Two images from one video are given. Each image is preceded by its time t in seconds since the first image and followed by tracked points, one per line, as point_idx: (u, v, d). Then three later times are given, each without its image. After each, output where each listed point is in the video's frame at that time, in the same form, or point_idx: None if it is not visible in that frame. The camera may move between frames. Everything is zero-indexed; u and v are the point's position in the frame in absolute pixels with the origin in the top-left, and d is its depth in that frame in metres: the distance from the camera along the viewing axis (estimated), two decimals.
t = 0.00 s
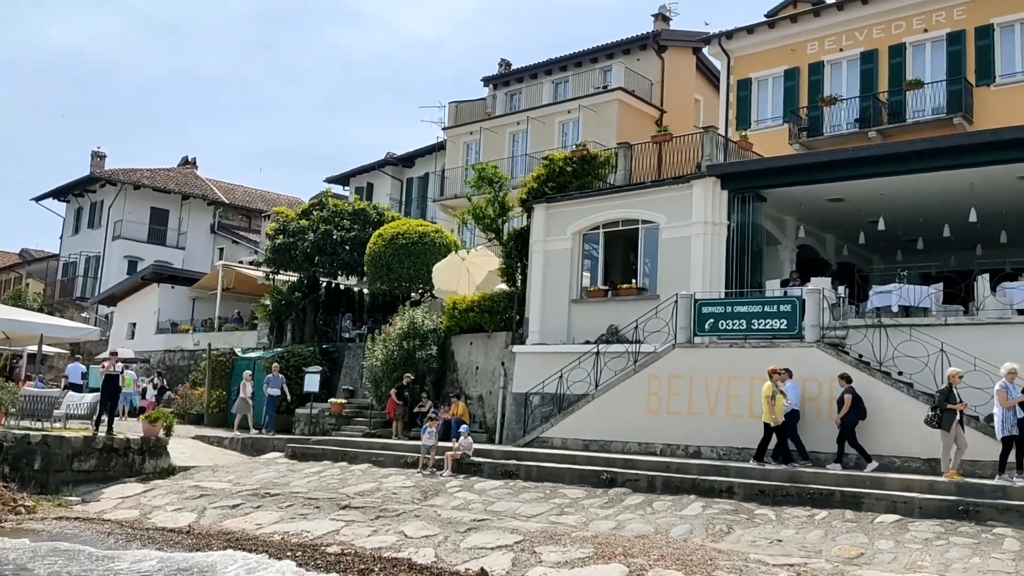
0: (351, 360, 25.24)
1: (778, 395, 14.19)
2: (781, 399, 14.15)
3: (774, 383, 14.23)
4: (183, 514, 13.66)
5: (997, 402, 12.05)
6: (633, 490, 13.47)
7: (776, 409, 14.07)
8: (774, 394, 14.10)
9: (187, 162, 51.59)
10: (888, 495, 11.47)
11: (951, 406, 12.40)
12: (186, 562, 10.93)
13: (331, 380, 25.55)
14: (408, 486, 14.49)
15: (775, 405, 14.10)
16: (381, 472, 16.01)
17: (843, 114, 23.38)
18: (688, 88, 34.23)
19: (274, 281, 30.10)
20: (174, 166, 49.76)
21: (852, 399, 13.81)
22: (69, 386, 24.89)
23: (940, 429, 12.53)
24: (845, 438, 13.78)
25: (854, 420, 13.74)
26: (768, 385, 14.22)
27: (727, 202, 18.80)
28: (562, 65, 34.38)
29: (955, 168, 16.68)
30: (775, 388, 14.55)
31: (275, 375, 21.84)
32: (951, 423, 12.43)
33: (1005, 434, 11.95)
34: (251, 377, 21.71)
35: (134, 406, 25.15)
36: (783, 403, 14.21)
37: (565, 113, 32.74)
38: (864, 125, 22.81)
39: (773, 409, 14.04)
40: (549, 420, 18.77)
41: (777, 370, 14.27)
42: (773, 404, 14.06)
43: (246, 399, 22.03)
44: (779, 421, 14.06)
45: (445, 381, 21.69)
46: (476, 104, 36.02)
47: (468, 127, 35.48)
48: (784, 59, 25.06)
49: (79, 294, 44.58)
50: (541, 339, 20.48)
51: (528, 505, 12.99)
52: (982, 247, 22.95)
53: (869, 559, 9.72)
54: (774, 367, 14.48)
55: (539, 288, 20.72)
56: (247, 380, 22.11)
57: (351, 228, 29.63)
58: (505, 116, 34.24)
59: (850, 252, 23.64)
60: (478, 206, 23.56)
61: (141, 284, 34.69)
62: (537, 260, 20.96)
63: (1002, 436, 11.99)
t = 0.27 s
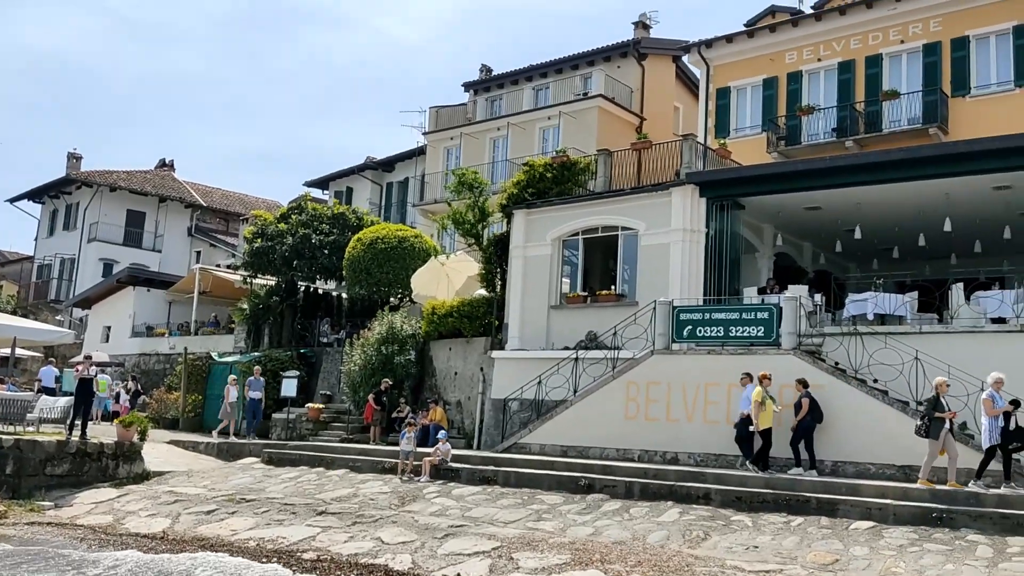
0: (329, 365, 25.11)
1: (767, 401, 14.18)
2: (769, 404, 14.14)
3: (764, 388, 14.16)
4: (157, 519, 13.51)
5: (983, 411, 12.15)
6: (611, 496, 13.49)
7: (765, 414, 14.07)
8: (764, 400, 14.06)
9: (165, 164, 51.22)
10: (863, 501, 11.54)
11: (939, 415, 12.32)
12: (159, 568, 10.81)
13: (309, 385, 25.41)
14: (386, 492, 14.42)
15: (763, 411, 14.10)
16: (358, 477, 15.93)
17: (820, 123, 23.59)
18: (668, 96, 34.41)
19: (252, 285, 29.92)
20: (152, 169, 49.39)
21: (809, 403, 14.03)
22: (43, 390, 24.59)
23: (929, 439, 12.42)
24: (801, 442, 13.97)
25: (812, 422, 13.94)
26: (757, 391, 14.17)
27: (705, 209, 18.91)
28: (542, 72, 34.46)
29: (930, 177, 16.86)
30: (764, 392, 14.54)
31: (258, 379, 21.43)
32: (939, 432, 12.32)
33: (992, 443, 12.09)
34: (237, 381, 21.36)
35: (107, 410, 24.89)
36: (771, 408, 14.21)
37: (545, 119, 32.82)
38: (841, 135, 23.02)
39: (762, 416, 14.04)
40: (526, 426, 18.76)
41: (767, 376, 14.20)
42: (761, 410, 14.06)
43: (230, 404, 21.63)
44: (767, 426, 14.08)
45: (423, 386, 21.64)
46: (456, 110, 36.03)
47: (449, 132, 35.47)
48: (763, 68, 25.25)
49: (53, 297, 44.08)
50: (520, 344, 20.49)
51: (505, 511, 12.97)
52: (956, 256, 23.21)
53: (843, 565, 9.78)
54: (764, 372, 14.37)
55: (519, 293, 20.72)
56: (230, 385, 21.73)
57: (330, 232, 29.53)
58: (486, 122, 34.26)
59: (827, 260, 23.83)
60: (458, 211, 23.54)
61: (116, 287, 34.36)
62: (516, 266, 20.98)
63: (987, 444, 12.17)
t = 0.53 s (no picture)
0: (311, 370, 24.99)
1: (758, 410, 14.15)
2: (760, 413, 14.11)
3: (755, 397, 14.19)
4: (135, 525, 13.38)
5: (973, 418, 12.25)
6: (592, 503, 13.49)
7: (756, 423, 14.04)
8: (754, 408, 14.06)
9: (146, 167, 50.90)
10: (843, 508, 11.60)
11: (931, 420, 12.47)
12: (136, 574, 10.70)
13: (290, 390, 25.28)
14: (367, 498, 14.35)
15: (754, 419, 14.06)
16: (339, 483, 15.85)
17: (802, 132, 23.76)
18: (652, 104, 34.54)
19: (233, 289, 29.75)
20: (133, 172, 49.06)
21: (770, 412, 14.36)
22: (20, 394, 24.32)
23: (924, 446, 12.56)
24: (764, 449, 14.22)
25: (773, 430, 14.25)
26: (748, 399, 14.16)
27: (688, 217, 18.97)
28: (526, 78, 34.52)
29: (911, 187, 17.00)
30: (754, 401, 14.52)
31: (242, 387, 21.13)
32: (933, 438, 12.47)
33: (983, 450, 12.21)
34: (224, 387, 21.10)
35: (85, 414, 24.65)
36: (763, 417, 14.18)
37: (529, 126, 32.88)
38: (823, 143, 23.19)
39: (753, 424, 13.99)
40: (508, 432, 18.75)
41: (758, 384, 14.23)
42: (752, 418, 14.02)
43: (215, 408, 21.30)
44: (759, 433, 14.03)
45: (405, 392, 21.59)
46: (440, 115, 36.01)
47: (433, 137, 35.45)
48: (746, 77, 25.40)
49: (32, 300, 43.64)
50: (503, 350, 20.48)
51: (487, 517, 12.94)
52: (936, 265, 23.40)
53: (824, 572, 9.83)
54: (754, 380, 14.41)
55: (502, 299, 20.72)
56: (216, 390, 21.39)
57: (313, 237, 29.42)
58: (470, 127, 34.27)
59: (808, 268, 23.97)
60: (441, 216, 23.51)
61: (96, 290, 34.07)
62: (500, 272, 20.97)
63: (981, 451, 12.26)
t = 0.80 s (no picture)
0: (288, 378, 24.84)
1: (744, 420, 14.11)
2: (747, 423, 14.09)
3: (740, 407, 14.15)
4: (108, 534, 13.21)
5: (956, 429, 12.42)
6: (570, 512, 13.48)
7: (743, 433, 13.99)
8: (741, 418, 14.03)
9: (124, 172, 50.49)
10: (819, 518, 11.66)
11: (919, 433, 12.53)
12: None
13: (266, 398, 25.10)
14: (343, 507, 14.26)
15: (742, 429, 14.01)
16: (316, 492, 15.75)
17: (780, 144, 23.99)
18: (632, 114, 34.73)
19: (210, 295, 29.54)
20: (110, 176, 48.63)
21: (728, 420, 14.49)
22: None
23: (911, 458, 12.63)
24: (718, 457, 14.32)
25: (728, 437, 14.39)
26: (733, 408, 14.13)
27: (667, 227, 19.06)
28: (507, 87, 34.60)
29: (887, 199, 17.18)
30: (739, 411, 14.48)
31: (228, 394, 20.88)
32: (920, 451, 12.56)
33: (965, 460, 12.33)
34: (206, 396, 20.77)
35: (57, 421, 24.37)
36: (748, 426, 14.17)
37: (510, 134, 32.95)
38: (800, 155, 23.41)
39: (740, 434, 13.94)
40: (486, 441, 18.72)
41: (743, 394, 14.21)
42: (740, 429, 13.97)
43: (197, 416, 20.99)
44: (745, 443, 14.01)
45: (383, 400, 21.51)
46: (421, 123, 36.00)
47: (413, 145, 35.42)
48: (724, 88, 25.60)
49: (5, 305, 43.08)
50: (482, 358, 20.47)
51: (464, 526, 12.89)
52: (911, 277, 23.65)
53: None
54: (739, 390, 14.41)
55: (480, 307, 20.71)
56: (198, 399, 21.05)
57: (292, 244, 29.29)
58: (450, 136, 34.28)
59: (785, 279, 24.15)
60: (420, 224, 23.47)
61: (70, 296, 33.71)
62: (479, 280, 20.96)
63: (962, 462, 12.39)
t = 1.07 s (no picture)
0: (268, 384, 24.71)
1: (733, 427, 14.05)
2: (736, 430, 14.03)
3: (730, 414, 14.09)
4: (85, 541, 13.07)
5: (945, 439, 12.45)
6: (551, 519, 13.47)
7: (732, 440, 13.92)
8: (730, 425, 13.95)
9: (104, 176, 50.13)
10: (799, 526, 11.71)
11: (918, 443, 12.43)
12: None
13: (247, 405, 24.97)
14: (324, 514, 14.19)
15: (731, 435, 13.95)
16: (296, 499, 15.66)
17: (762, 153, 24.15)
18: (616, 122, 34.88)
19: (191, 301, 29.35)
20: (90, 181, 48.27)
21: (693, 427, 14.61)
22: None
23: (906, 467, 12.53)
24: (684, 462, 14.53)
25: (693, 445, 14.49)
26: (723, 416, 14.07)
27: (650, 235, 19.14)
28: (491, 94, 34.65)
29: (868, 209, 17.32)
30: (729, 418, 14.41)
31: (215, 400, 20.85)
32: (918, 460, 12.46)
33: (953, 470, 12.40)
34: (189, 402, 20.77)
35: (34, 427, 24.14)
36: (737, 433, 14.10)
37: (493, 141, 33.00)
38: (782, 165, 23.58)
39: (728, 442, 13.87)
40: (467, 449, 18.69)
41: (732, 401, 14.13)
42: (729, 435, 13.90)
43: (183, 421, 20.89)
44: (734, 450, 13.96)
45: (365, 407, 21.45)
46: (405, 129, 35.97)
47: (397, 151, 35.39)
48: (707, 98, 25.76)
49: None
50: (464, 365, 20.45)
51: (445, 534, 12.85)
52: (891, 286, 23.84)
53: None
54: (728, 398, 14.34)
55: (463, 314, 20.72)
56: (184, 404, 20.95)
57: (274, 250, 29.18)
58: (434, 142, 34.28)
59: (767, 287, 24.30)
60: (403, 230, 23.43)
61: (49, 301, 33.40)
62: (462, 287, 20.95)
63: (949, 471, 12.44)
